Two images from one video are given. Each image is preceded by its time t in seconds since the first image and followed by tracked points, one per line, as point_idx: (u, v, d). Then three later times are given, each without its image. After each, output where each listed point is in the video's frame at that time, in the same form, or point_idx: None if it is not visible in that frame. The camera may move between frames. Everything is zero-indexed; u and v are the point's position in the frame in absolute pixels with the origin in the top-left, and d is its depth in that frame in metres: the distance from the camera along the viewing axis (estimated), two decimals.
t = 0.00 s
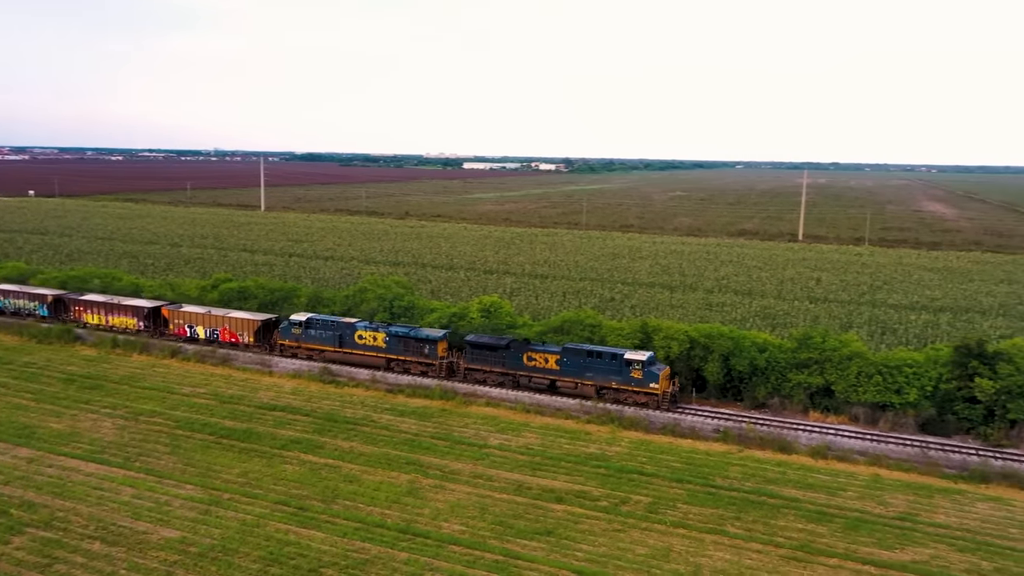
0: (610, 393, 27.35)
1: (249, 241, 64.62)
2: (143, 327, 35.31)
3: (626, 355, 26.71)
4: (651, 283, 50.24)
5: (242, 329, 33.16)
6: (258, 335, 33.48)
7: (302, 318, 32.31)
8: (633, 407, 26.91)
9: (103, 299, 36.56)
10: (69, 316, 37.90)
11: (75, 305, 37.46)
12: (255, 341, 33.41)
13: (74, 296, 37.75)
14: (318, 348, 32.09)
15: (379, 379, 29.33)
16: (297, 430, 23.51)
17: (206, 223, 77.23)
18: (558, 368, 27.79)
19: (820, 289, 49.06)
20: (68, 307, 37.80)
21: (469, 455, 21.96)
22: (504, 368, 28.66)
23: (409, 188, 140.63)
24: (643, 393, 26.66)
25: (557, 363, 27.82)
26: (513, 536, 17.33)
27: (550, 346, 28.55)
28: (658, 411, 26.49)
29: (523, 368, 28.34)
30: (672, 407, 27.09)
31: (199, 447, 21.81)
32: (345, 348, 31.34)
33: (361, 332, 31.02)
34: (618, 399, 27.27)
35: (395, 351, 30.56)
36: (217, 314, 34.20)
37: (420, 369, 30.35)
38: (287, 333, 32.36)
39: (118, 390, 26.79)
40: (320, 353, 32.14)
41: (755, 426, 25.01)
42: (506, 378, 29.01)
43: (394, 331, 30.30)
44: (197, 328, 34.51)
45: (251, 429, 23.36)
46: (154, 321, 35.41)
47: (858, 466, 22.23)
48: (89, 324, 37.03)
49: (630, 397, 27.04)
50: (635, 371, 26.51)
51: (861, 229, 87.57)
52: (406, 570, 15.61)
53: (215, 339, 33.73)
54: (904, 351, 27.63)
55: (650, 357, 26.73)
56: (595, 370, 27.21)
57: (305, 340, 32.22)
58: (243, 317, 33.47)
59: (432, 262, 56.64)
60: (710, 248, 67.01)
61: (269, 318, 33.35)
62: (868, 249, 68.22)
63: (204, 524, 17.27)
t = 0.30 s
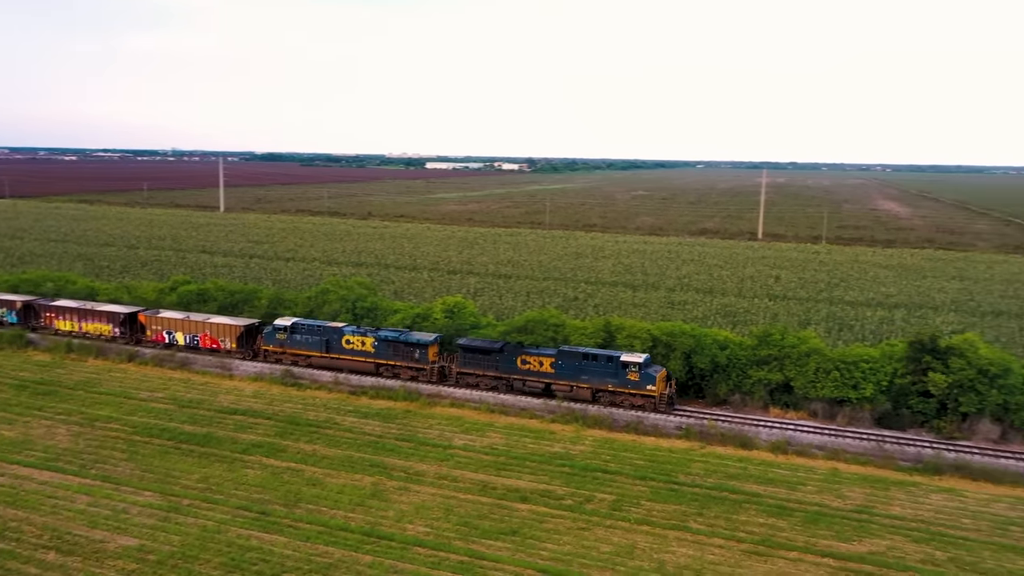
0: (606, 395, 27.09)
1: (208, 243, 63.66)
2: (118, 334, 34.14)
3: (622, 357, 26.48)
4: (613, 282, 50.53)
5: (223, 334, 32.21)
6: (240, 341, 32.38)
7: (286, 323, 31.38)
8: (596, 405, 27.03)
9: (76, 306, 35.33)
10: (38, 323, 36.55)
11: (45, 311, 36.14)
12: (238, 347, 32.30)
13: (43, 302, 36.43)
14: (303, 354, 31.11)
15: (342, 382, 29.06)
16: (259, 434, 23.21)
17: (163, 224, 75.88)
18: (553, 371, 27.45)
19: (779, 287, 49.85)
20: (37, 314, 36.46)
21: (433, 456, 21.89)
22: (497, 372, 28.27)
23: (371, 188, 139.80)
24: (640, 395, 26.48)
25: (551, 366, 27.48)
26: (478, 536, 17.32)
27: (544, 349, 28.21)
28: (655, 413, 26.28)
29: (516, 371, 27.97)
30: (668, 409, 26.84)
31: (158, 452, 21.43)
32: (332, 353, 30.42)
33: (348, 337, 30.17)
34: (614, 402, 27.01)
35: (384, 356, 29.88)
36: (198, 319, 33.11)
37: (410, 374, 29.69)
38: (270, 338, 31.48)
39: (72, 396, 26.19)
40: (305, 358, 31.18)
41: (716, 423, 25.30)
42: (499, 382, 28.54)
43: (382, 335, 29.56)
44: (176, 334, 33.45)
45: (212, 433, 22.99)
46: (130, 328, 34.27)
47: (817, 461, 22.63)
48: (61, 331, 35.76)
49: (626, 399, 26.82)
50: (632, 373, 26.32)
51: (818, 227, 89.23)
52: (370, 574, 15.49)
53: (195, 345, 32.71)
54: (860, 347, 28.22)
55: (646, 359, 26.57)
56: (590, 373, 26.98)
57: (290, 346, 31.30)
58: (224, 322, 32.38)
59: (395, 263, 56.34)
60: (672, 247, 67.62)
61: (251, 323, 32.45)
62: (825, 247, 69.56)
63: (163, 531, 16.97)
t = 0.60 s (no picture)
0: (599, 398, 26.99)
1: (160, 245, 62.36)
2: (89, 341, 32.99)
3: (615, 359, 26.41)
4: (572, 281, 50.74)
5: (201, 341, 31.36)
6: (220, 347, 31.54)
7: (267, 328, 30.71)
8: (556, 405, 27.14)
9: (44, 312, 34.13)
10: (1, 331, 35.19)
11: (11, 318, 34.82)
12: (217, 353, 31.45)
13: (9, 309, 35.15)
14: (286, 360, 30.45)
15: (300, 385, 28.72)
16: (215, 439, 22.83)
17: (113, 226, 74.14)
18: (545, 374, 27.29)
19: (735, 285, 50.61)
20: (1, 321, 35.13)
21: (394, 458, 21.76)
22: (487, 376, 27.99)
23: (327, 188, 138.42)
24: (632, 398, 26.44)
25: (543, 369, 27.34)
26: (440, 538, 17.26)
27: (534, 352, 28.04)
28: (649, 415, 26.23)
29: (507, 375, 27.72)
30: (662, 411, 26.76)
31: (110, 460, 20.94)
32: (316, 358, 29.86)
33: (333, 342, 29.67)
34: (607, 405, 26.94)
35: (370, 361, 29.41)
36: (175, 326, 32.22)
37: (398, 379, 29.26)
38: (251, 344, 30.76)
39: (19, 403, 25.46)
40: (287, 365, 30.52)
41: (675, 421, 25.60)
42: (489, 386, 28.27)
43: (368, 340, 29.12)
44: (150, 341, 32.45)
45: (166, 439, 22.55)
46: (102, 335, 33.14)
47: (773, 455, 23.04)
48: (26, 339, 34.44)
49: (619, 402, 26.76)
50: (625, 376, 26.30)
51: (771, 225, 90.77)
52: None
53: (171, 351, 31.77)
54: (814, 343, 28.78)
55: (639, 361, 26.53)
56: (582, 375, 26.85)
57: (272, 352, 30.59)
58: (203, 328, 31.57)
59: (353, 264, 55.87)
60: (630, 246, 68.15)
61: (231, 329, 31.69)
62: (779, 245, 70.82)
63: (116, 541, 16.59)
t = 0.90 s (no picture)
0: (592, 400, 26.75)
1: (110, 247, 60.95)
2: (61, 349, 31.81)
3: (608, 360, 26.20)
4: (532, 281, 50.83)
5: (179, 347, 30.38)
6: (200, 353, 30.53)
7: (249, 333, 29.89)
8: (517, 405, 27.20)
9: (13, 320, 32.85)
10: None
11: None
12: (197, 360, 30.44)
13: None
14: (269, 366, 29.64)
15: (257, 389, 28.30)
16: (170, 445, 22.37)
17: (61, 228, 72.29)
18: (537, 377, 26.93)
19: (692, 283, 51.21)
20: None
21: (354, 461, 21.57)
22: (478, 380, 27.54)
23: (283, 189, 136.69)
24: (626, 399, 26.21)
25: (535, 372, 26.98)
26: (401, 540, 17.16)
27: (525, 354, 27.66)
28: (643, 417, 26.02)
29: (498, 378, 27.30)
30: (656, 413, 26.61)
31: (60, 468, 20.39)
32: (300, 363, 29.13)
33: (318, 347, 28.98)
34: (600, 406, 26.70)
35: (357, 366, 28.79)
36: (152, 332, 31.16)
37: (385, 384, 28.68)
38: (232, 349, 29.89)
39: None
40: (271, 370, 29.72)
41: (635, 419, 25.82)
42: (480, 390, 27.81)
43: (355, 344, 28.50)
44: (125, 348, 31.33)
45: (118, 446, 22.03)
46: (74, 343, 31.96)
47: (730, 451, 23.37)
48: None
49: (612, 404, 26.53)
50: (619, 377, 26.05)
51: (728, 224, 92.06)
52: None
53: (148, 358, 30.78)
54: (769, 340, 29.16)
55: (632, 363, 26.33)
56: (576, 378, 26.56)
57: (254, 357, 29.77)
58: (182, 334, 30.53)
59: (311, 265, 55.25)
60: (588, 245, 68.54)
61: (211, 335, 30.76)
62: (734, 244, 71.93)
63: (67, 551, 16.17)
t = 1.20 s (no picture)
0: (590, 403, 26.68)
1: (63, 250, 59.52)
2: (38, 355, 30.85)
3: (606, 362, 26.21)
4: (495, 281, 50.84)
5: (164, 352, 29.63)
6: (185, 359, 29.78)
7: (237, 338, 29.34)
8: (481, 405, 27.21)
9: None
10: None
11: None
12: (181, 366, 29.69)
13: None
14: (257, 371, 29.11)
15: (217, 393, 27.88)
16: (127, 451, 21.94)
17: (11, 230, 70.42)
18: (534, 380, 26.83)
19: (653, 282, 51.68)
20: None
21: (316, 464, 21.36)
22: (474, 383, 27.29)
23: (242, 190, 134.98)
24: (624, 401, 26.16)
25: (532, 375, 26.85)
26: (365, 543, 17.04)
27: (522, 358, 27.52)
28: (641, 418, 25.98)
29: (494, 382, 27.12)
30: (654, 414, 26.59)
31: (13, 478, 19.86)
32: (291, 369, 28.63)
33: (308, 351, 28.52)
34: (597, 409, 26.62)
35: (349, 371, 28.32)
36: (133, 338, 30.31)
37: (378, 389, 28.25)
38: (220, 355, 29.29)
39: None
40: (259, 376, 29.18)
41: (598, 417, 26.00)
42: (476, 394, 27.55)
43: (348, 348, 28.01)
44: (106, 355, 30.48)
45: (73, 453, 21.52)
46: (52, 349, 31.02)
47: (692, 447, 23.64)
48: None
49: (610, 406, 26.46)
50: (617, 379, 26.04)
51: (688, 223, 93.04)
52: None
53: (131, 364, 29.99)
54: (729, 337, 29.54)
55: (630, 365, 26.34)
56: (573, 380, 26.53)
57: (242, 363, 29.22)
58: (165, 340, 29.74)
59: (271, 267, 54.57)
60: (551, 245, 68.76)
61: (197, 340, 30.11)
62: (694, 243, 72.74)
63: (20, 562, 15.76)
